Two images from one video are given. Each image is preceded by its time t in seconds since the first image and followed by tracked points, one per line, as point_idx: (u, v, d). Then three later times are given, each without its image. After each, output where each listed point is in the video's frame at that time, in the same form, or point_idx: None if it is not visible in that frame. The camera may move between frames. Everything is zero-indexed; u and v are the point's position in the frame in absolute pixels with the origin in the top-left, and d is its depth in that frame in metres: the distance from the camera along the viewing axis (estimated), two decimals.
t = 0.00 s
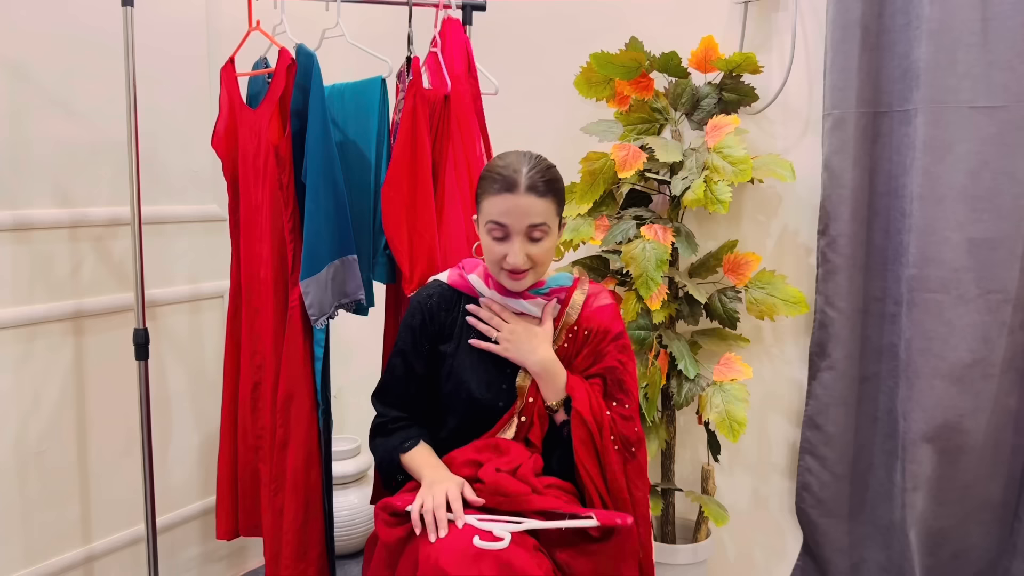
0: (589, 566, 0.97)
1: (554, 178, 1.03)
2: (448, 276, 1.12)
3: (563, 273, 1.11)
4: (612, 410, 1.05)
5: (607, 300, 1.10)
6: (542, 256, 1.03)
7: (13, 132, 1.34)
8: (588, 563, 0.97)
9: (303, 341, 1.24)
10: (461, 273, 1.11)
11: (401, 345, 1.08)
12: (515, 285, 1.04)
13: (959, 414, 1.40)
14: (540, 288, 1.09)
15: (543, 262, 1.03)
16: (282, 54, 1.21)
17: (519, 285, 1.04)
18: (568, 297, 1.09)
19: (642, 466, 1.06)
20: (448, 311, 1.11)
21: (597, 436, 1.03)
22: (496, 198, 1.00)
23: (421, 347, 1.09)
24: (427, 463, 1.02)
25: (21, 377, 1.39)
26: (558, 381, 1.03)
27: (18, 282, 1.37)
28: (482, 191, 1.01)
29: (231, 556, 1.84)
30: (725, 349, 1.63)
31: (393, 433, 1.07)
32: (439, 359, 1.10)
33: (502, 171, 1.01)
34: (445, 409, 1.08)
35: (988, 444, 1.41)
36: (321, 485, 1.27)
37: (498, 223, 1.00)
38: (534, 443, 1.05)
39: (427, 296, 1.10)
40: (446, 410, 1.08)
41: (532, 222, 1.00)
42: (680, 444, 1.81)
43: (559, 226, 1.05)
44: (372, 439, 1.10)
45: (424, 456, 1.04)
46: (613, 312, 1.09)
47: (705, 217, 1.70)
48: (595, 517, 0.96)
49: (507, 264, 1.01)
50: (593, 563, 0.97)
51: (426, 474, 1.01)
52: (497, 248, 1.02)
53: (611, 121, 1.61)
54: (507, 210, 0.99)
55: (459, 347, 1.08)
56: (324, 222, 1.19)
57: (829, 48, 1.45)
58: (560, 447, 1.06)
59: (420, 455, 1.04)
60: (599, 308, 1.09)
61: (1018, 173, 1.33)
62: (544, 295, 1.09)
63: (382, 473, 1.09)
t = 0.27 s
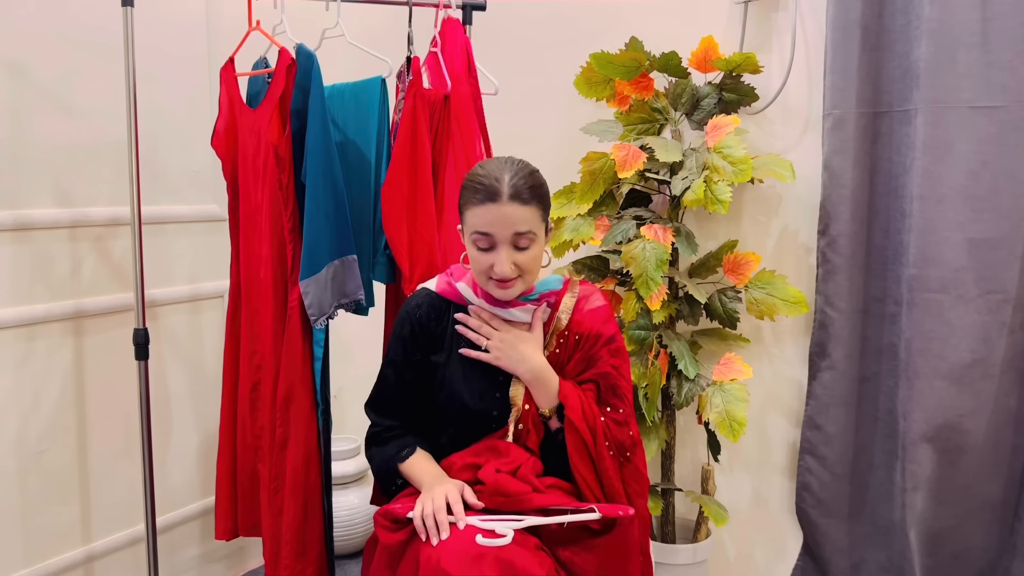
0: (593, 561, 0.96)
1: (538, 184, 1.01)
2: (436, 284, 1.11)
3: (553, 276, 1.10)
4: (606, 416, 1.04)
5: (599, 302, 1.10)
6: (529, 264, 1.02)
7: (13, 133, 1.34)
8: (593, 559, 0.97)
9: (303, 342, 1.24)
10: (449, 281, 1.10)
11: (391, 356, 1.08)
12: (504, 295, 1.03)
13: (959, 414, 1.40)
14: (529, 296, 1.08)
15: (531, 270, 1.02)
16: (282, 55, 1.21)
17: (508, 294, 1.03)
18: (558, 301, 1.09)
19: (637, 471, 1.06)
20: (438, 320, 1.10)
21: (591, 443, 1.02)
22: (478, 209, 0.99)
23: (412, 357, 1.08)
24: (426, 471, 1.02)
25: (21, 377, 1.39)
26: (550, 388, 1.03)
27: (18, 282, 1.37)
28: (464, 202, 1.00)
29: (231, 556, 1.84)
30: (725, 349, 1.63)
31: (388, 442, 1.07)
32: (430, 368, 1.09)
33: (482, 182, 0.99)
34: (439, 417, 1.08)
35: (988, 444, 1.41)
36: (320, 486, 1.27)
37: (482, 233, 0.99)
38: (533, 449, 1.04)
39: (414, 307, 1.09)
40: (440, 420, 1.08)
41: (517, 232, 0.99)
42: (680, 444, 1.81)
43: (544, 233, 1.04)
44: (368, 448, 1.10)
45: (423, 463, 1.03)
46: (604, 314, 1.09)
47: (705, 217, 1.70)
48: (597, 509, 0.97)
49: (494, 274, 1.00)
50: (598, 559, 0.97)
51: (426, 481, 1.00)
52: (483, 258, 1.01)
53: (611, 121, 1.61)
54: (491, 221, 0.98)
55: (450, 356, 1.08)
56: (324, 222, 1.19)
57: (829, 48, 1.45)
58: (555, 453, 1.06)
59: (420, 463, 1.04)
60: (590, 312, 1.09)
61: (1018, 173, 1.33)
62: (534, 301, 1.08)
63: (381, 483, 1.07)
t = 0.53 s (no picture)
0: (594, 562, 0.97)
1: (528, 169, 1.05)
2: (426, 289, 1.10)
3: (549, 279, 1.09)
4: (603, 422, 1.04)
5: (596, 305, 1.08)
6: (522, 241, 1.01)
7: (13, 133, 1.34)
8: (593, 560, 0.97)
9: (303, 342, 1.24)
10: (439, 286, 1.09)
11: (383, 366, 1.07)
12: (499, 279, 1.01)
13: (959, 414, 1.40)
14: (522, 298, 1.07)
15: (525, 248, 1.01)
16: (282, 54, 1.21)
17: (503, 277, 1.01)
18: (553, 305, 1.08)
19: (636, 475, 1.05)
20: (430, 327, 1.09)
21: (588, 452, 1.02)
22: (472, 183, 1.01)
23: (405, 365, 1.07)
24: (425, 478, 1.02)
25: (21, 377, 1.39)
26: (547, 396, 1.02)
27: (18, 282, 1.37)
28: (458, 182, 1.03)
29: (231, 556, 1.84)
30: (725, 349, 1.63)
31: (382, 448, 1.07)
32: (424, 376, 1.08)
33: (476, 163, 1.03)
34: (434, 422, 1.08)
35: (988, 444, 1.41)
36: (320, 486, 1.27)
37: (477, 207, 1.00)
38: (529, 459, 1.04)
39: (405, 315, 1.08)
40: (436, 427, 1.08)
41: (509, 203, 1.01)
42: (680, 444, 1.81)
43: (537, 220, 1.05)
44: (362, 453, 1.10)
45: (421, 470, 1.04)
46: (601, 317, 1.07)
47: (705, 217, 1.70)
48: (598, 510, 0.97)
49: (489, 248, 0.99)
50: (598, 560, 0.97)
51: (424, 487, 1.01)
52: (477, 235, 1.01)
53: (611, 121, 1.61)
54: (484, 190, 1.00)
55: (443, 364, 1.07)
56: (324, 222, 1.19)
57: (829, 48, 1.45)
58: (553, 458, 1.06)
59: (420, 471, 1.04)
60: (586, 316, 1.07)
61: (1018, 173, 1.33)
62: (528, 305, 1.07)
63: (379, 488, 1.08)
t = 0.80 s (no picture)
0: (591, 568, 0.96)
1: (523, 175, 1.05)
2: (424, 296, 1.10)
3: (547, 283, 1.08)
4: (604, 428, 1.03)
5: (596, 309, 1.08)
6: (521, 249, 1.01)
7: (13, 133, 1.34)
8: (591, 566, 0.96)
9: (303, 341, 1.24)
10: (438, 293, 1.08)
11: (383, 374, 1.06)
12: (498, 288, 1.01)
13: (959, 415, 1.40)
14: (522, 304, 1.07)
15: (523, 256, 1.01)
16: (282, 54, 1.21)
17: (502, 286, 1.01)
18: (552, 310, 1.08)
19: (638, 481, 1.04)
20: (428, 333, 1.09)
21: (587, 458, 1.02)
22: (468, 193, 1.01)
23: (405, 373, 1.07)
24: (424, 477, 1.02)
25: (21, 377, 1.39)
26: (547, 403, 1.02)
27: (18, 282, 1.37)
28: (454, 191, 1.03)
29: (231, 556, 1.84)
30: (725, 349, 1.63)
31: (381, 449, 1.07)
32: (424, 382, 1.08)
33: (470, 172, 1.03)
34: (433, 427, 1.08)
35: (988, 445, 1.41)
36: (320, 486, 1.27)
37: (474, 217, 1.00)
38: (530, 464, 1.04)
39: (404, 323, 1.07)
40: (436, 433, 1.08)
41: (506, 211, 1.01)
42: (680, 444, 1.81)
43: (535, 226, 1.05)
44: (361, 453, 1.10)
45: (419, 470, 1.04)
46: (601, 322, 1.07)
47: (705, 217, 1.70)
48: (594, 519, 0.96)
49: (487, 258, 0.99)
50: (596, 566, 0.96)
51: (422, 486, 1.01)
52: (475, 245, 1.01)
53: (611, 121, 1.61)
54: (480, 200, 1.00)
55: (442, 371, 1.07)
56: (324, 222, 1.19)
57: (829, 47, 1.45)
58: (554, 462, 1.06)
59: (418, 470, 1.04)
60: (586, 320, 1.07)
61: (1018, 173, 1.33)
62: (526, 310, 1.07)
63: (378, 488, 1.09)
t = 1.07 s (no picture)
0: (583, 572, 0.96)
1: (503, 176, 1.00)
2: (430, 292, 1.10)
3: (552, 280, 1.08)
4: (608, 424, 1.03)
5: (600, 307, 1.08)
6: (514, 257, 1.00)
7: (13, 133, 1.34)
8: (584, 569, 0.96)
9: (304, 341, 1.23)
10: (444, 288, 1.09)
11: (388, 368, 1.06)
12: (498, 294, 1.02)
13: (959, 414, 1.40)
14: (527, 299, 1.06)
15: (519, 263, 1.01)
16: (282, 54, 1.21)
17: (501, 292, 1.02)
18: (558, 306, 1.07)
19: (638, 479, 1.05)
20: (434, 328, 1.08)
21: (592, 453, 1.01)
22: (451, 212, 0.99)
23: (410, 367, 1.07)
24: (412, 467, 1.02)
25: (21, 377, 1.39)
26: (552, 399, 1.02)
27: (18, 282, 1.37)
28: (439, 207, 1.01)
29: (231, 556, 1.84)
30: (725, 349, 1.63)
31: (379, 439, 1.07)
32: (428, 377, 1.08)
33: (451, 185, 1.00)
34: (437, 421, 1.08)
35: (988, 444, 1.41)
36: (321, 486, 1.27)
37: (461, 235, 0.99)
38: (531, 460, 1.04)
39: (410, 317, 1.07)
40: (440, 427, 1.08)
41: (492, 226, 0.98)
42: (680, 444, 1.81)
43: (526, 224, 1.02)
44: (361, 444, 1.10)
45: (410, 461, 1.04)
46: (605, 319, 1.07)
47: (705, 217, 1.70)
48: (584, 526, 0.95)
49: (480, 274, 0.99)
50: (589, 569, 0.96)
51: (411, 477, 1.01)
52: (467, 260, 1.00)
53: (611, 121, 1.61)
54: (465, 221, 0.98)
55: (447, 366, 1.06)
56: (325, 222, 1.19)
57: (829, 48, 1.45)
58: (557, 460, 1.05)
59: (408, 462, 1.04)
60: (591, 317, 1.07)
61: (1018, 173, 1.33)
62: (530, 306, 1.06)
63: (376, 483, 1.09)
